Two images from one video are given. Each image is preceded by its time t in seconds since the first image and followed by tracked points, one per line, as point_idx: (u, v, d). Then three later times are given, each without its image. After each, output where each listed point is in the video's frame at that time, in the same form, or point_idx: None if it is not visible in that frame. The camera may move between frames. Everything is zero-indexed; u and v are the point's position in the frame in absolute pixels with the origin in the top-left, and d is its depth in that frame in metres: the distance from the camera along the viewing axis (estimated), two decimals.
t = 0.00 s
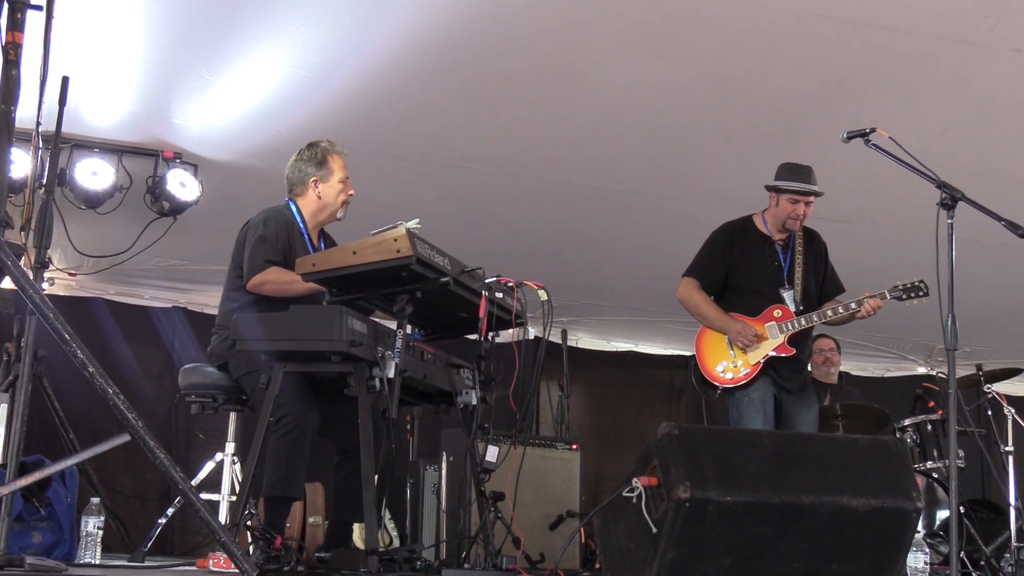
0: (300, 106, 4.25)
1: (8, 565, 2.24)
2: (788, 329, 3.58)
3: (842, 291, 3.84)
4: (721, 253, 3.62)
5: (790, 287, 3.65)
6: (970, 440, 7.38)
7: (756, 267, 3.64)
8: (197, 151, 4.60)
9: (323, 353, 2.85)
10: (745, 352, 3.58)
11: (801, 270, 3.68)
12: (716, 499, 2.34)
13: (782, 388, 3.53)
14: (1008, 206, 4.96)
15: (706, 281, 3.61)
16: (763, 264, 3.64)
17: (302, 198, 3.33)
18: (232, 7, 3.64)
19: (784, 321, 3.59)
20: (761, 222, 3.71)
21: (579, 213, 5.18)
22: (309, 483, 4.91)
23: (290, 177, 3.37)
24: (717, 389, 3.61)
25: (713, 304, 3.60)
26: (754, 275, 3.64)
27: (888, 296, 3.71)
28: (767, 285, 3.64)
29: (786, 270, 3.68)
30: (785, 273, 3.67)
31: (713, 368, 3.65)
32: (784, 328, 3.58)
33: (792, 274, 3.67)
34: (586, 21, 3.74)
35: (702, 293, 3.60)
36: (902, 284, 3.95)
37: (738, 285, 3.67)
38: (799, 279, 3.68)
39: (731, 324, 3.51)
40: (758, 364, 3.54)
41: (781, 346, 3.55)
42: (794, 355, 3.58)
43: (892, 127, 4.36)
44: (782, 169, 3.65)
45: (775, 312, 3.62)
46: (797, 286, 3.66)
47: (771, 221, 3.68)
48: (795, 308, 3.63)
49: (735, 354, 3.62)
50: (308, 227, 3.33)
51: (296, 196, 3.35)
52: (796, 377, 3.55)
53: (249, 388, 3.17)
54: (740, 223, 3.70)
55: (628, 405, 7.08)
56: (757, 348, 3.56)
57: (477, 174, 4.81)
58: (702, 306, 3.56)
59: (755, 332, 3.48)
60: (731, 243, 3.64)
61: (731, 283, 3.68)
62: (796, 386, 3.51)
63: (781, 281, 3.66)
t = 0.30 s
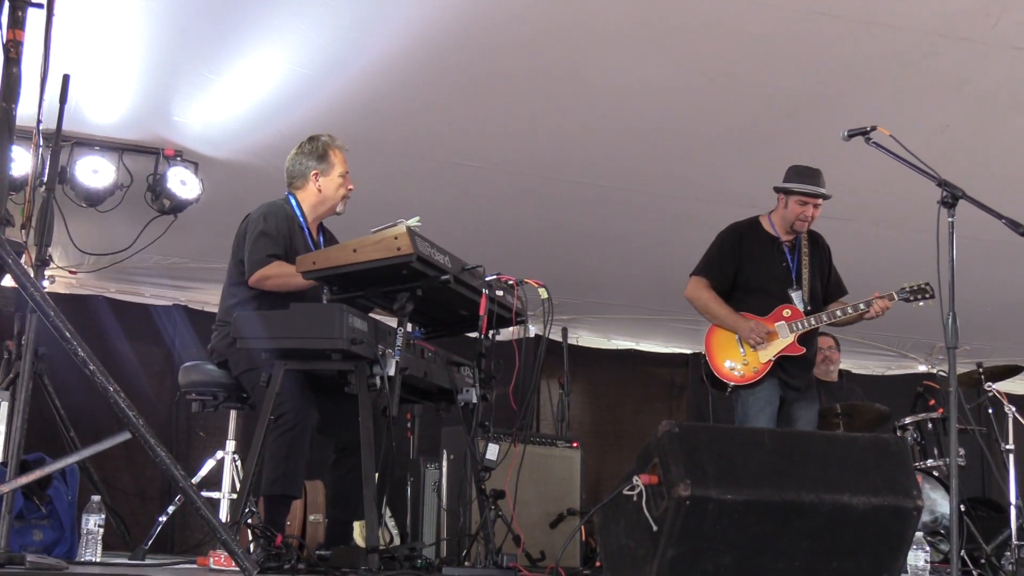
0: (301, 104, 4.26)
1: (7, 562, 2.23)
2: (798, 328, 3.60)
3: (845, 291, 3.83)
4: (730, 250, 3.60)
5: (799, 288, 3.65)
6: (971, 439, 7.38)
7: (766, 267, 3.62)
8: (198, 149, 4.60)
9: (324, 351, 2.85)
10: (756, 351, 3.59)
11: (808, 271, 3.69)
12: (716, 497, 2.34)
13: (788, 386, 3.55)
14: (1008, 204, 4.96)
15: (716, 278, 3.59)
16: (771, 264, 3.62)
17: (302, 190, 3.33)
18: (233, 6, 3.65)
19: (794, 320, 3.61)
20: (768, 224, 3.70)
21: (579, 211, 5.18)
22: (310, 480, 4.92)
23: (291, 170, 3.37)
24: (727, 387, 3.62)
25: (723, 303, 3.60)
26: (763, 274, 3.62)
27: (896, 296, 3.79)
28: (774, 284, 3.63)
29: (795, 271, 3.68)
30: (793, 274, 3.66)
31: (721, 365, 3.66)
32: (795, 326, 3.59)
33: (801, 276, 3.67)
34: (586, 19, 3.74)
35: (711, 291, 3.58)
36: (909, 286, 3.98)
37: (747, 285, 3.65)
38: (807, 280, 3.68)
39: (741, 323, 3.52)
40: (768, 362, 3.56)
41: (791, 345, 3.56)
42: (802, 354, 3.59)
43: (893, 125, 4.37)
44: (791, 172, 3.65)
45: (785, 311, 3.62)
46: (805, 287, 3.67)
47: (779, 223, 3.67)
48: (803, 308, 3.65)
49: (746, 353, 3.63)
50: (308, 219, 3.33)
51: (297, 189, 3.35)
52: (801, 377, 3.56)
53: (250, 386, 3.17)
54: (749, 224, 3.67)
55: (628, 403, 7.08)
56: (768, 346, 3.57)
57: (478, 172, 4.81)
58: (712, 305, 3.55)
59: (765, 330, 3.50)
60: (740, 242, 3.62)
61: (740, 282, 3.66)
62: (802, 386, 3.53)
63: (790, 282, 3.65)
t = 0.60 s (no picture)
0: (301, 103, 4.26)
1: (7, 561, 2.23)
2: (802, 330, 3.59)
3: (843, 298, 3.84)
4: (732, 252, 3.60)
5: (801, 290, 3.65)
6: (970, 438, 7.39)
7: (768, 268, 3.63)
8: (197, 148, 4.60)
9: (324, 350, 2.85)
10: (760, 351, 3.58)
11: (810, 275, 3.68)
12: (716, 496, 2.34)
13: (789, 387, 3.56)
14: (1007, 204, 4.97)
15: (721, 279, 3.58)
16: (774, 269, 3.64)
17: (304, 193, 3.33)
18: (233, 5, 3.65)
19: (798, 323, 3.60)
20: (771, 226, 3.71)
21: (579, 211, 5.19)
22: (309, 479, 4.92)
23: (292, 173, 3.37)
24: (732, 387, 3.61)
25: (727, 304, 3.57)
26: (766, 277, 3.63)
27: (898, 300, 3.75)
28: (777, 286, 3.64)
29: (797, 273, 3.67)
30: (796, 278, 3.66)
31: (728, 368, 3.63)
32: (798, 329, 3.59)
33: (803, 278, 3.67)
34: (586, 18, 3.74)
35: (714, 290, 3.57)
36: (909, 293, 3.99)
37: (750, 285, 3.65)
38: (808, 284, 3.67)
39: (747, 325, 3.49)
40: (772, 363, 3.55)
41: (794, 347, 3.56)
42: (805, 357, 3.59)
43: (893, 125, 4.37)
44: (796, 173, 3.65)
45: (788, 314, 3.61)
46: (808, 290, 3.67)
47: (781, 225, 3.68)
48: (806, 310, 3.63)
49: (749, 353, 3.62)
50: (309, 222, 3.33)
51: (298, 191, 3.35)
52: (802, 377, 3.56)
53: (250, 384, 3.16)
54: (752, 226, 3.68)
55: (628, 402, 7.08)
56: (772, 347, 3.56)
57: (477, 172, 4.81)
58: (716, 305, 3.53)
59: (771, 331, 3.48)
60: (743, 245, 3.63)
61: (741, 283, 3.65)
62: (802, 387, 3.53)
63: (792, 285, 3.65)
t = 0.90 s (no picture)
0: (301, 104, 4.26)
1: (6, 561, 2.23)
2: (801, 333, 3.61)
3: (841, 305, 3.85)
4: (732, 253, 3.60)
5: (800, 292, 3.66)
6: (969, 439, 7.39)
7: (768, 269, 3.62)
8: (196, 148, 4.60)
9: (323, 350, 2.85)
10: (759, 352, 3.59)
11: (809, 278, 3.69)
12: (715, 496, 2.34)
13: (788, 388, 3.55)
14: (1007, 204, 4.96)
15: (720, 279, 3.58)
16: (775, 271, 3.63)
17: (305, 198, 3.33)
18: (231, 5, 3.65)
19: (796, 325, 3.62)
20: (771, 230, 3.70)
21: (578, 211, 5.19)
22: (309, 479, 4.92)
23: (294, 176, 3.37)
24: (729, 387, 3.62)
25: (727, 304, 3.58)
26: (766, 278, 3.63)
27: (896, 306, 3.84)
28: (776, 288, 3.64)
29: (796, 275, 3.68)
30: (795, 279, 3.67)
31: (727, 368, 3.64)
32: (797, 331, 3.61)
33: (802, 280, 3.68)
34: (585, 19, 3.74)
35: (714, 291, 3.57)
36: (906, 298, 4.04)
37: (749, 286, 3.65)
38: (807, 288, 3.68)
39: (745, 326, 3.50)
40: (771, 365, 3.56)
41: (793, 349, 3.57)
42: (803, 359, 3.60)
43: (891, 125, 4.37)
44: (796, 178, 3.66)
45: (787, 316, 3.64)
46: (806, 293, 3.67)
47: (781, 229, 3.68)
48: (805, 312, 3.66)
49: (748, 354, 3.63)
50: (308, 226, 3.33)
51: (299, 195, 3.35)
52: (801, 378, 3.56)
53: (249, 385, 3.16)
54: (751, 230, 3.66)
55: (628, 402, 7.08)
56: (770, 349, 3.57)
57: (477, 172, 4.81)
58: (715, 305, 3.53)
59: (769, 334, 3.48)
60: (743, 247, 3.62)
61: (740, 284, 3.65)
62: (800, 387, 3.53)
63: (790, 287, 3.65)
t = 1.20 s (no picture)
0: (300, 106, 4.27)
1: (6, 563, 2.27)
2: (795, 334, 3.61)
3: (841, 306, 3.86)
4: (731, 253, 3.59)
5: (797, 294, 3.67)
6: (968, 441, 7.39)
7: (767, 270, 3.62)
8: (195, 150, 4.61)
9: (322, 352, 2.85)
10: (752, 353, 3.59)
11: (807, 280, 3.70)
12: (714, 498, 2.34)
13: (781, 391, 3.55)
14: (1006, 206, 4.97)
15: (717, 279, 3.58)
16: (773, 271, 3.63)
17: (306, 196, 3.33)
18: (230, 7, 3.65)
19: (791, 327, 3.63)
20: (771, 230, 3.69)
21: (577, 213, 5.19)
22: (308, 482, 4.92)
23: (297, 175, 3.37)
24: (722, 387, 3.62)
25: (722, 304, 3.59)
26: (764, 277, 3.63)
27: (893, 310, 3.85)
28: (774, 288, 3.64)
29: (794, 276, 3.69)
30: (793, 280, 3.67)
31: (719, 367, 3.63)
32: (792, 332, 3.60)
33: (800, 281, 3.69)
34: (583, 21, 3.75)
35: (710, 292, 3.58)
36: (904, 304, 4.05)
37: (748, 287, 3.65)
38: (806, 290, 3.70)
39: (739, 325, 3.51)
40: (764, 365, 3.56)
41: (787, 350, 3.56)
42: (797, 360, 3.59)
43: (889, 127, 4.38)
44: (796, 178, 3.65)
45: (782, 318, 3.65)
46: (803, 294, 3.68)
47: (781, 229, 3.68)
48: (800, 314, 3.68)
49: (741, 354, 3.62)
50: (309, 224, 3.33)
51: (301, 194, 3.35)
52: (794, 380, 3.56)
53: (248, 386, 3.16)
54: (750, 228, 3.66)
55: (626, 404, 7.08)
56: (763, 349, 3.56)
57: (475, 174, 4.81)
58: (709, 305, 3.55)
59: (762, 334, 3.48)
60: (742, 245, 3.62)
61: (738, 284, 3.66)
62: (793, 390, 3.53)
63: (786, 287, 3.66)
